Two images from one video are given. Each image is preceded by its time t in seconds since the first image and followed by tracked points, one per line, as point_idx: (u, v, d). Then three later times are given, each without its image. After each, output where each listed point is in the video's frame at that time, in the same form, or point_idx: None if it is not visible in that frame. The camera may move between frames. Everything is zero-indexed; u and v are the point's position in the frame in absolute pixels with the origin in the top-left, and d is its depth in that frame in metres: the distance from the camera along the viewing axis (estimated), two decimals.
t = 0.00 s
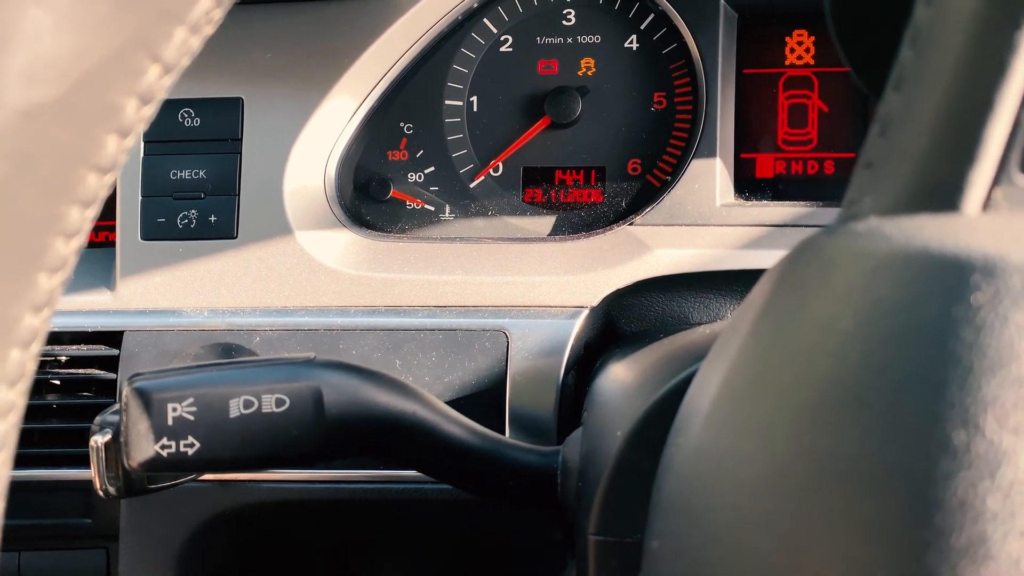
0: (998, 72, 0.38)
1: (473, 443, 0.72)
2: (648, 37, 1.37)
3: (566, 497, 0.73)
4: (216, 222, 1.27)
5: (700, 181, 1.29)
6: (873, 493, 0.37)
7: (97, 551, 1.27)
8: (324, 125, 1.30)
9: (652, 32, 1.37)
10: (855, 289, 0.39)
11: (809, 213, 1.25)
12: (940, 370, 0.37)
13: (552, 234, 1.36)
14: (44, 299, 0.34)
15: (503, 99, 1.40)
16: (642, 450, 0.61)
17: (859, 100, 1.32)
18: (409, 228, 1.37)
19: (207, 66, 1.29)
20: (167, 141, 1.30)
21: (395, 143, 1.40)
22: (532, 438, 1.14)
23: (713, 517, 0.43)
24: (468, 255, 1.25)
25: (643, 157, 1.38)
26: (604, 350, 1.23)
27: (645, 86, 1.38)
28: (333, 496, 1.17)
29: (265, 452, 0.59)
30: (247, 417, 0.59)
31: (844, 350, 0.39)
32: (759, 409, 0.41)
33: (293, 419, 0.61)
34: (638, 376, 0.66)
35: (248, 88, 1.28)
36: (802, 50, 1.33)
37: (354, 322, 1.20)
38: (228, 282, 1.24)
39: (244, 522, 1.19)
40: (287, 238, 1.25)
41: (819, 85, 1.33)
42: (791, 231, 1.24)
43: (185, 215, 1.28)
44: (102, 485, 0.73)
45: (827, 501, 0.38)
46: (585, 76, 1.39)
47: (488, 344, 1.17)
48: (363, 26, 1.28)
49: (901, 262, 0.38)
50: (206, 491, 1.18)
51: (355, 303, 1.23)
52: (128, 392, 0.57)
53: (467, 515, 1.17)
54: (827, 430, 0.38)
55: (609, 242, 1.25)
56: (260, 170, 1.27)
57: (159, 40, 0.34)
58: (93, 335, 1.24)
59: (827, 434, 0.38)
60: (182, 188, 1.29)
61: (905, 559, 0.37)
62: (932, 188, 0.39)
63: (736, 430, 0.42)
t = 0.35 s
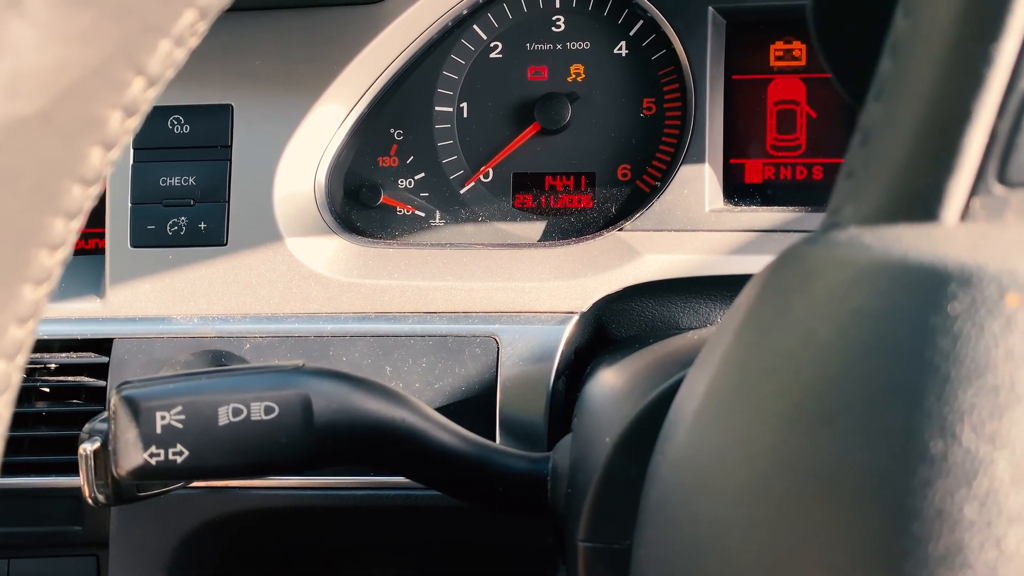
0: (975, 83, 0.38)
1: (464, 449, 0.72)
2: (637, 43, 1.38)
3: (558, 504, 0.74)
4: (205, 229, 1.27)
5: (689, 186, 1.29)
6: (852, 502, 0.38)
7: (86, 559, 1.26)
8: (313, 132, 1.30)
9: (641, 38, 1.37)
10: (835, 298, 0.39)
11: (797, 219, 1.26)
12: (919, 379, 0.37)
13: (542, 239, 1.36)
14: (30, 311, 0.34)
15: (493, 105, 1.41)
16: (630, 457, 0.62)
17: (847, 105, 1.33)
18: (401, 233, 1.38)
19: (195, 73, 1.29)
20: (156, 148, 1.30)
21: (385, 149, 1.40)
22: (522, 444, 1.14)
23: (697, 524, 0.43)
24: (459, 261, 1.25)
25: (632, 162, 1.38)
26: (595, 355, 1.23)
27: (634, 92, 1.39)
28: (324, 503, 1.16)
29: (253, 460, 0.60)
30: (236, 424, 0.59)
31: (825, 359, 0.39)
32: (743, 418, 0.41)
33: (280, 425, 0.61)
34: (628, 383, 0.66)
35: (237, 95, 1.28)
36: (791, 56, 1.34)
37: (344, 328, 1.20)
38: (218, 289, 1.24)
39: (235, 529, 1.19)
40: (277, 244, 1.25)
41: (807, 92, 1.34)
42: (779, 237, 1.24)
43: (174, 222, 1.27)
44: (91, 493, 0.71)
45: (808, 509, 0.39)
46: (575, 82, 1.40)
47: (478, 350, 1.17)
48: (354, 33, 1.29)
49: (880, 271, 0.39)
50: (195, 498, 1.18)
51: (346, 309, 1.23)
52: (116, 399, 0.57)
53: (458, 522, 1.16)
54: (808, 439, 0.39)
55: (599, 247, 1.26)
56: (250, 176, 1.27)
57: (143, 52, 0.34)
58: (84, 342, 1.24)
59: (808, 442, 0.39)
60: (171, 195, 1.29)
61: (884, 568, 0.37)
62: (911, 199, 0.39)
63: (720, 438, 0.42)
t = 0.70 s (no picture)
0: (955, 94, 0.38)
1: (457, 455, 0.72)
2: (629, 50, 1.38)
3: (552, 510, 0.73)
4: (200, 236, 1.28)
5: (681, 193, 1.30)
6: (834, 508, 0.38)
7: (81, 564, 1.28)
8: (306, 140, 1.30)
9: (633, 45, 1.38)
10: (818, 307, 0.40)
11: (786, 225, 1.27)
12: (898, 388, 0.38)
13: (536, 245, 1.37)
14: (21, 321, 0.34)
15: (486, 112, 1.41)
16: (620, 463, 0.62)
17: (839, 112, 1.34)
18: (395, 239, 1.38)
19: (190, 81, 1.30)
20: (151, 155, 1.31)
21: (380, 156, 1.41)
22: (516, 450, 1.15)
23: (682, 530, 0.44)
24: (452, 267, 1.25)
25: (625, 168, 1.39)
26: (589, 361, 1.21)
27: (628, 98, 1.39)
28: (319, 509, 1.17)
29: (247, 467, 0.60)
30: (230, 431, 0.59)
31: (808, 367, 0.40)
32: (728, 425, 0.42)
33: (276, 432, 0.61)
34: (619, 389, 0.67)
35: (231, 103, 1.29)
36: (782, 62, 1.35)
37: (338, 334, 1.21)
38: (213, 296, 1.25)
39: (231, 535, 1.20)
40: (272, 251, 1.26)
41: (798, 98, 1.34)
42: (771, 243, 1.25)
43: (169, 229, 1.28)
44: (86, 500, 0.72)
45: (792, 515, 0.39)
46: (568, 89, 1.40)
47: (473, 356, 1.18)
48: (348, 41, 1.30)
49: (861, 280, 0.39)
50: (190, 504, 1.18)
51: (341, 315, 1.23)
52: (110, 406, 0.58)
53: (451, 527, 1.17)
54: (791, 446, 0.39)
55: (592, 253, 1.26)
56: (244, 183, 1.28)
57: (133, 64, 0.35)
58: (80, 350, 1.24)
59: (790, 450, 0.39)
60: (166, 202, 1.29)
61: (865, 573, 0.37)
62: (891, 209, 0.40)
63: (707, 445, 0.43)
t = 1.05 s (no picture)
0: (954, 99, 0.38)
1: (454, 462, 0.72)
2: (627, 57, 1.38)
3: (549, 516, 0.73)
4: (197, 242, 1.27)
5: (680, 199, 1.30)
6: (832, 513, 0.38)
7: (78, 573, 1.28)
8: (304, 146, 1.30)
9: (631, 51, 1.38)
10: (817, 312, 0.40)
11: (786, 231, 1.27)
12: (897, 392, 0.38)
13: (533, 251, 1.37)
14: (17, 327, 0.34)
15: (484, 117, 1.41)
16: (620, 469, 0.62)
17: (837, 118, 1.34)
18: (392, 246, 1.39)
19: (188, 87, 1.30)
20: (149, 161, 1.30)
21: (378, 161, 1.40)
22: (514, 457, 1.15)
23: (681, 535, 0.43)
24: (450, 273, 1.25)
25: (623, 174, 1.39)
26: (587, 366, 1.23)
27: (625, 105, 1.39)
28: (316, 516, 1.17)
29: (244, 474, 0.60)
30: (226, 438, 0.59)
31: (807, 372, 0.39)
32: (727, 431, 0.42)
33: (272, 438, 0.61)
34: (617, 395, 0.67)
35: (229, 109, 1.29)
36: (780, 69, 1.35)
37: (336, 341, 1.21)
38: (210, 302, 1.25)
39: (228, 542, 1.19)
40: (269, 257, 1.25)
41: (796, 105, 1.34)
42: (769, 249, 1.25)
43: (167, 235, 1.28)
44: (82, 507, 0.71)
45: (790, 520, 0.39)
46: (566, 95, 1.40)
47: (470, 363, 1.18)
48: (346, 47, 1.30)
49: (861, 285, 0.39)
50: (187, 511, 1.18)
51: (338, 322, 1.23)
52: (107, 412, 0.57)
53: (449, 534, 1.17)
54: (790, 451, 0.39)
55: (590, 259, 1.26)
56: (242, 190, 1.27)
57: (130, 69, 0.34)
58: (76, 355, 1.24)
59: (790, 454, 0.39)
60: (164, 208, 1.29)
61: None
62: (891, 214, 0.40)
63: (705, 450, 0.43)
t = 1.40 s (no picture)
0: (962, 99, 0.37)
1: (455, 466, 0.71)
2: (629, 58, 1.38)
3: (551, 521, 0.72)
4: (198, 245, 1.27)
5: (682, 201, 1.29)
6: (840, 523, 0.37)
7: None
8: (306, 148, 1.30)
9: (633, 53, 1.37)
10: (823, 318, 0.39)
11: (790, 232, 1.26)
12: (905, 399, 0.37)
13: (535, 254, 1.36)
14: (11, 332, 0.33)
15: (485, 120, 1.41)
16: (624, 474, 0.61)
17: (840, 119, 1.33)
18: (394, 248, 1.38)
19: (188, 89, 1.29)
20: (149, 163, 1.30)
21: (379, 164, 1.40)
22: (516, 461, 1.14)
23: (684, 543, 0.43)
24: (451, 276, 1.25)
25: (625, 176, 1.38)
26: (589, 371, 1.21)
27: (627, 107, 1.39)
28: (316, 520, 1.16)
29: (241, 478, 0.59)
30: (224, 442, 0.59)
31: (813, 378, 0.39)
32: (731, 438, 0.41)
33: (270, 444, 0.60)
34: (619, 399, 0.66)
35: (230, 111, 1.28)
36: (783, 70, 1.34)
37: (336, 344, 1.20)
38: (211, 305, 1.24)
39: (229, 546, 1.19)
40: (270, 260, 1.25)
41: (799, 106, 1.34)
42: (773, 251, 1.24)
43: (167, 237, 1.27)
44: (80, 512, 0.71)
45: (796, 529, 0.38)
46: (568, 97, 1.40)
47: (472, 365, 1.17)
48: (347, 48, 1.29)
49: (869, 290, 0.38)
50: (188, 515, 1.17)
51: (339, 325, 1.22)
52: (104, 417, 0.57)
53: (450, 539, 1.16)
54: (796, 459, 0.39)
55: (592, 262, 1.26)
56: (242, 192, 1.27)
57: (125, 71, 0.34)
58: (75, 358, 1.24)
59: (795, 462, 0.39)
60: (164, 211, 1.28)
61: None
62: (898, 217, 0.39)
63: (709, 457, 0.42)
